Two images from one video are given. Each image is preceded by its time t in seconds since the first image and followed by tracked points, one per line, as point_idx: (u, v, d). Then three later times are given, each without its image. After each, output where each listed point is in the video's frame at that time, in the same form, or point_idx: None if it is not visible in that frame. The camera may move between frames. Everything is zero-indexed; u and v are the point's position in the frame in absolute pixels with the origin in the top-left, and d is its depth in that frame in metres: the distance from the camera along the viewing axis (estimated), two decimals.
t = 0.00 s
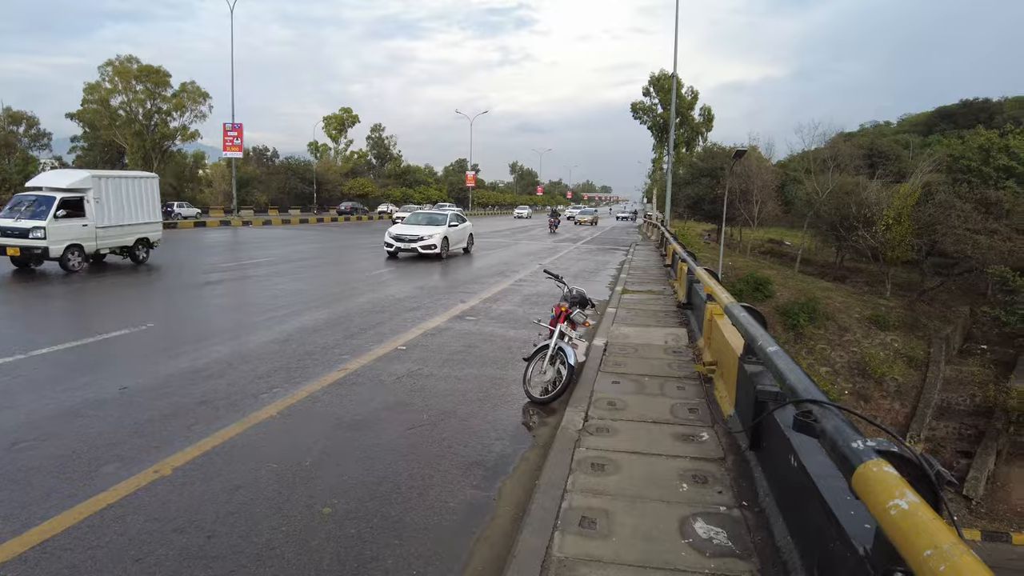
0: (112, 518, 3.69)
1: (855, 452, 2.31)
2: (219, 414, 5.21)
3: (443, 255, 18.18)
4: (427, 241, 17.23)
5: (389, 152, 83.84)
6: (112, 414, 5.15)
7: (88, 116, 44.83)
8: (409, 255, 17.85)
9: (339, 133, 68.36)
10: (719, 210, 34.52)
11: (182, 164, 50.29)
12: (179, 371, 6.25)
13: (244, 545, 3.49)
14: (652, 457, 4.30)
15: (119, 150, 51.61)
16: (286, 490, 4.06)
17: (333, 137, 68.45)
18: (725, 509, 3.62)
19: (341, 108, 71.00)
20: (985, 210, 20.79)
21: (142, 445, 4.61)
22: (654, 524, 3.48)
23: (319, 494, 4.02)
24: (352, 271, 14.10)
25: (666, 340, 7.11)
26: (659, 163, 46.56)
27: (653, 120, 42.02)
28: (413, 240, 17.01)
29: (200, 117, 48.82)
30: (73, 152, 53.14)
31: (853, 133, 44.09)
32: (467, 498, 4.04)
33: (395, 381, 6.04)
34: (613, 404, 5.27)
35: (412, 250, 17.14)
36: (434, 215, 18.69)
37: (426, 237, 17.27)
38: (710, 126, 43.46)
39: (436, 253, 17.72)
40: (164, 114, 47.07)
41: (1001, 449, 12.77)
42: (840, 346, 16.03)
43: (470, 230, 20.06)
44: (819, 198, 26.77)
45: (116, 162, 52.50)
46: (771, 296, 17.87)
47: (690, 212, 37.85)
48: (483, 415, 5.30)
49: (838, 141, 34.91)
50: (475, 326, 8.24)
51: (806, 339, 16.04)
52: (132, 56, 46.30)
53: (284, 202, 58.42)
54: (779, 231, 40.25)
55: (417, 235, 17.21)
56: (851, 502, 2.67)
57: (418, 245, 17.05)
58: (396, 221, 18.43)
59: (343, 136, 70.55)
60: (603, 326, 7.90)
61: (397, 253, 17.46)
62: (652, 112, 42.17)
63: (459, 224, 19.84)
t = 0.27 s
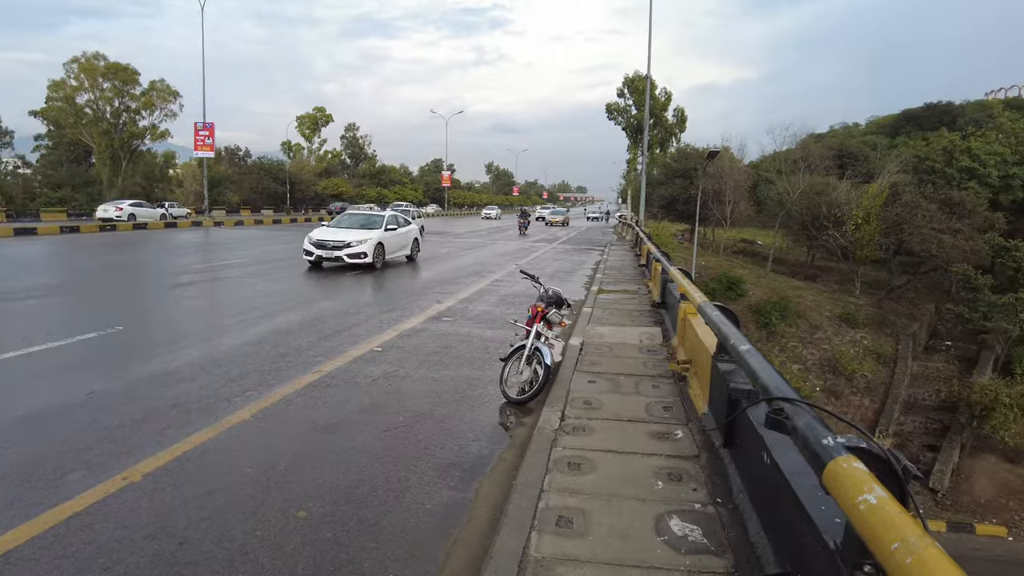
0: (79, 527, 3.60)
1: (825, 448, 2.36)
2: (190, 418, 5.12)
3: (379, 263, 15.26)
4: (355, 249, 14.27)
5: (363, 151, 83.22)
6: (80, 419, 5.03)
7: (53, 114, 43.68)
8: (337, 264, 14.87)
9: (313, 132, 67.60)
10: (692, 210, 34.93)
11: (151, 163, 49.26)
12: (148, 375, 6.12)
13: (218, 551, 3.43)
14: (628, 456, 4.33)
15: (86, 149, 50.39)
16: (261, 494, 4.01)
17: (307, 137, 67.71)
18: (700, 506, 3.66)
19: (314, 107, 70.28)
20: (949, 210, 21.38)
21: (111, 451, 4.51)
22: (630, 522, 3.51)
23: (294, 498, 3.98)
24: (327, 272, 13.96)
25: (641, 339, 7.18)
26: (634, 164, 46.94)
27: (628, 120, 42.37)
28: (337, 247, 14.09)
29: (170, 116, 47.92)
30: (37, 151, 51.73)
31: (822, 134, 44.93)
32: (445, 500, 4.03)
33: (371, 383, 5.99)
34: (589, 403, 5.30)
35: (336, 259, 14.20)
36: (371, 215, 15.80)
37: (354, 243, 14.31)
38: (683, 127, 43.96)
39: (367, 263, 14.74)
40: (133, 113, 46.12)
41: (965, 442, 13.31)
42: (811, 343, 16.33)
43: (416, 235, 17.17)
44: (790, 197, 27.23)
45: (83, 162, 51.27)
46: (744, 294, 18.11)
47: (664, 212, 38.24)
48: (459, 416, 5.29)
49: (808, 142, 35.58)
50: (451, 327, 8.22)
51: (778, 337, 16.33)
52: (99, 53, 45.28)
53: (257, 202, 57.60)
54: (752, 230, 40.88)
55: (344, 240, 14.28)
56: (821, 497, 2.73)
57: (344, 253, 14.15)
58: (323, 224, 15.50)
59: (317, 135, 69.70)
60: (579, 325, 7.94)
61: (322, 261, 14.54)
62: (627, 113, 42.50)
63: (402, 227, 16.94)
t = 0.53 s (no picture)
0: (44, 536, 3.49)
1: (797, 445, 2.40)
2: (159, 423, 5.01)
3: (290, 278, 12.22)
4: (252, 261, 11.19)
5: (337, 151, 82.40)
6: (44, 425, 4.88)
7: (14, 112, 42.45)
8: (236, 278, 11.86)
9: (285, 131, 66.71)
10: (666, 210, 35.28)
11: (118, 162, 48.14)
12: (116, 379, 5.98)
13: (190, 558, 3.36)
14: (604, 455, 4.35)
15: (49, 147, 49.06)
16: (233, 499, 3.94)
17: (279, 136, 66.80)
18: (675, 504, 3.70)
19: (286, 106, 69.40)
20: (914, 210, 21.95)
21: (77, 458, 4.39)
22: (606, 521, 3.53)
23: (266, 502, 3.92)
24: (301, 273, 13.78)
25: (616, 339, 7.22)
26: (608, 164, 47.24)
27: (602, 121, 42.64)
28: (228, 259, 11.04)
29: (138, 114, 46.91)
30: None
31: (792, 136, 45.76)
32: (421, 501, 4.00)
33: (346, 385, 5.93)
34: (565, 403, 5.32)
35: (228, 275, 11.16)
36: (284, 216, 12.74)
37: (250, 253, 11.21)
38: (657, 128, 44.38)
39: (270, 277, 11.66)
40: (99, 110, 45.04)
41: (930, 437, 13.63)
42: (782, 341, 16.62)
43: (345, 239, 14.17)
44: (761, 198, 27.67)
45: (46, 161, 49.90)
46: (716, 294, 18.33)
47: (639, 213, 38.56)
48: (435, 418, 5.26)
49: (778, 143, 36.20)
50: (427, 328, 8.18)
51: (750, 335, 16.58)
52: (62, 50, 44.14)
53: (228, 202, 56.64)
54: (724, 230, 41.46)
55: (238, 249, 11.19)
56: (792, 493, 2.78)
57: (237, 266, 11.08)
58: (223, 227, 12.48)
59: (289, 135, 68.78)
60: (555, 325, 7.96)
61: (213, 276, 11.44)
62: (601, 114, 42.76)
63: (326, 231, 13.98)
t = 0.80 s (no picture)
0: (6, 546, 3.39)
1: (766, 442, 2.45)
2: (127, 427, 4.90)
3: (152, 303, 9.18)
4: (87, 284, 8.04)
5: (309, 151, 81.43)
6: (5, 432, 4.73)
7: None
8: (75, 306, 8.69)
9: (256, 130, 65.70)
10: (639, 210, 35.57)
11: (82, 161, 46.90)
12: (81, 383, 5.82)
13: (159, 566, 3.29)
14: (578, 454, 4.38)
15: (9, 145, 47.62)
16: (203, 504, 3.87)
17: (250, 135, 65.77)
18: (648, 501, 3.74)
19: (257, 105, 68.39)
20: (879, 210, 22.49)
21: (40, 465, 4.27)
22: (581, 519, 3.55)
23: (238, 507, 3.86)
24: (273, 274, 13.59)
25: (590, 338, 7.27)
26: (582, 165, 47.47)
27: (576, 122, 42.85)
28: (53, 282, 7.88)
29: (104, 112, 45.80)
30: None
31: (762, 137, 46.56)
32: (396, 504, 3.98)
33: (320, 387, 5.87)
34: (540, 402, 5.34)
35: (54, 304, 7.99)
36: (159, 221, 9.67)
37: (85, 273, 8.07)
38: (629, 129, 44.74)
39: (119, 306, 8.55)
40: (62, 108, 43.88)
41: (896, 430, 13.95)
42: (753, 339, 16.88)
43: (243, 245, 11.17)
44: (732, 198, 28.07)
45: (6, 159, 48.41)
46: (688, 293, 18.55)
47: (612, 213, 38.83)
48: (410, 419, 5.24)
49: (748, 143, 36.78)
50: (401, 329, 8.13)
51: (722, 334, 16.79)
52: (23, 45, 42.93)
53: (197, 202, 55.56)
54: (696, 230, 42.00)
55: (69, 266, 8.05)
56: (763, 489, 2.83)
57: (64, 291, 7.91)
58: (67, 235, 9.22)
59: (260, 134, 67.78)
60: (530, 325, 7.98)
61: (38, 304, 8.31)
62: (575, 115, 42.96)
63: (220, 238, 11.01)
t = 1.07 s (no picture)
0: None
1: (736, 439, 2.49)
2: (91, 434, 4.77)
3: None
4: None
5: (279, 150, 80.30)
6: None
7: None
8: None
9: (225, 129, 64.53)
10: (611, 211, 35.84)
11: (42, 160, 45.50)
12: (42, 389, 5.64)
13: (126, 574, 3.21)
14: (552, 453, 4.40)
15: None
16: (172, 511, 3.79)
17: (218, 134, 64.58)
18: (622, 499, 3.77)
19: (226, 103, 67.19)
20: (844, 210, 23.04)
21: None
22: (555, 517, 3.57)
23: (208, 513, 3.79)
24: (242, 276, 13.35)
25: (563, 337, 7.31)
26: (554, 165, 47.66)
27: (548, 122, 43.01)
28: None
29: (66, 110, 44.50)
30: None
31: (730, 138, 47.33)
32: (370, 507, 3.95)
33: (291, 390, 5.80)
34: (513, 402, 5.35)
35: None
36: None
37: None
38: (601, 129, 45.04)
39: None
40: (20, 105, 42.49)
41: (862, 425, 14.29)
42: (722, 337, 17.14)
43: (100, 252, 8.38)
44: (702, 198, 28.47)
45: None
46: (660, 292, 18.75)
47: (585, 213, 39.07)
48: (383, 421, 5.20)
49: (718, 144, 37.34)
50: (374, 330, 8.06)
51: (693, 332, 17.02)
52: None
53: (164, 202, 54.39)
54: (667, 230, 42.51)
55: None
56: (733, 484, 2.88)
57: None
58: None
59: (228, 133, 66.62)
60: (504, 325, 7.99)
61: None
62: (547, 115, 43.13)
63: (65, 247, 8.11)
